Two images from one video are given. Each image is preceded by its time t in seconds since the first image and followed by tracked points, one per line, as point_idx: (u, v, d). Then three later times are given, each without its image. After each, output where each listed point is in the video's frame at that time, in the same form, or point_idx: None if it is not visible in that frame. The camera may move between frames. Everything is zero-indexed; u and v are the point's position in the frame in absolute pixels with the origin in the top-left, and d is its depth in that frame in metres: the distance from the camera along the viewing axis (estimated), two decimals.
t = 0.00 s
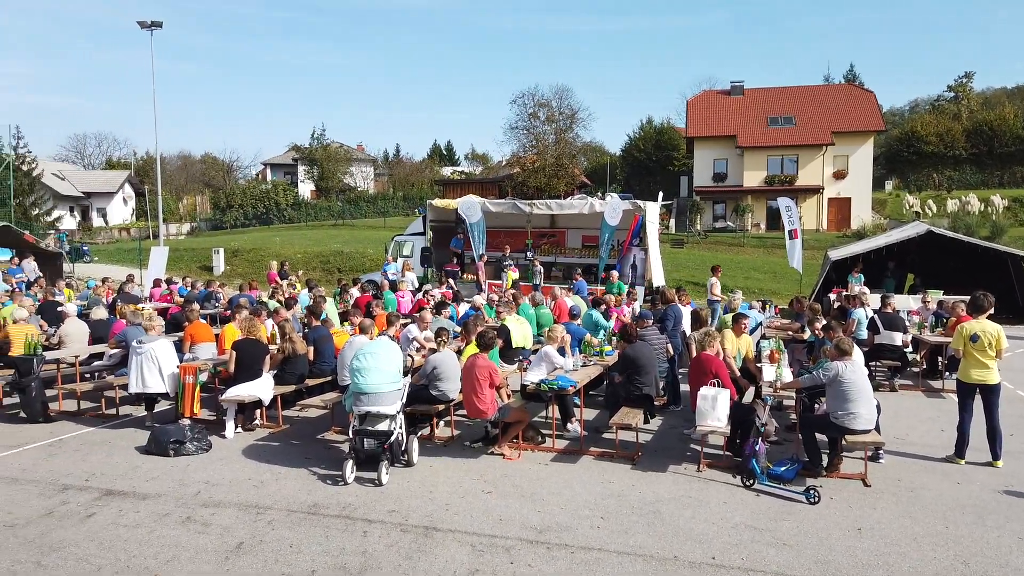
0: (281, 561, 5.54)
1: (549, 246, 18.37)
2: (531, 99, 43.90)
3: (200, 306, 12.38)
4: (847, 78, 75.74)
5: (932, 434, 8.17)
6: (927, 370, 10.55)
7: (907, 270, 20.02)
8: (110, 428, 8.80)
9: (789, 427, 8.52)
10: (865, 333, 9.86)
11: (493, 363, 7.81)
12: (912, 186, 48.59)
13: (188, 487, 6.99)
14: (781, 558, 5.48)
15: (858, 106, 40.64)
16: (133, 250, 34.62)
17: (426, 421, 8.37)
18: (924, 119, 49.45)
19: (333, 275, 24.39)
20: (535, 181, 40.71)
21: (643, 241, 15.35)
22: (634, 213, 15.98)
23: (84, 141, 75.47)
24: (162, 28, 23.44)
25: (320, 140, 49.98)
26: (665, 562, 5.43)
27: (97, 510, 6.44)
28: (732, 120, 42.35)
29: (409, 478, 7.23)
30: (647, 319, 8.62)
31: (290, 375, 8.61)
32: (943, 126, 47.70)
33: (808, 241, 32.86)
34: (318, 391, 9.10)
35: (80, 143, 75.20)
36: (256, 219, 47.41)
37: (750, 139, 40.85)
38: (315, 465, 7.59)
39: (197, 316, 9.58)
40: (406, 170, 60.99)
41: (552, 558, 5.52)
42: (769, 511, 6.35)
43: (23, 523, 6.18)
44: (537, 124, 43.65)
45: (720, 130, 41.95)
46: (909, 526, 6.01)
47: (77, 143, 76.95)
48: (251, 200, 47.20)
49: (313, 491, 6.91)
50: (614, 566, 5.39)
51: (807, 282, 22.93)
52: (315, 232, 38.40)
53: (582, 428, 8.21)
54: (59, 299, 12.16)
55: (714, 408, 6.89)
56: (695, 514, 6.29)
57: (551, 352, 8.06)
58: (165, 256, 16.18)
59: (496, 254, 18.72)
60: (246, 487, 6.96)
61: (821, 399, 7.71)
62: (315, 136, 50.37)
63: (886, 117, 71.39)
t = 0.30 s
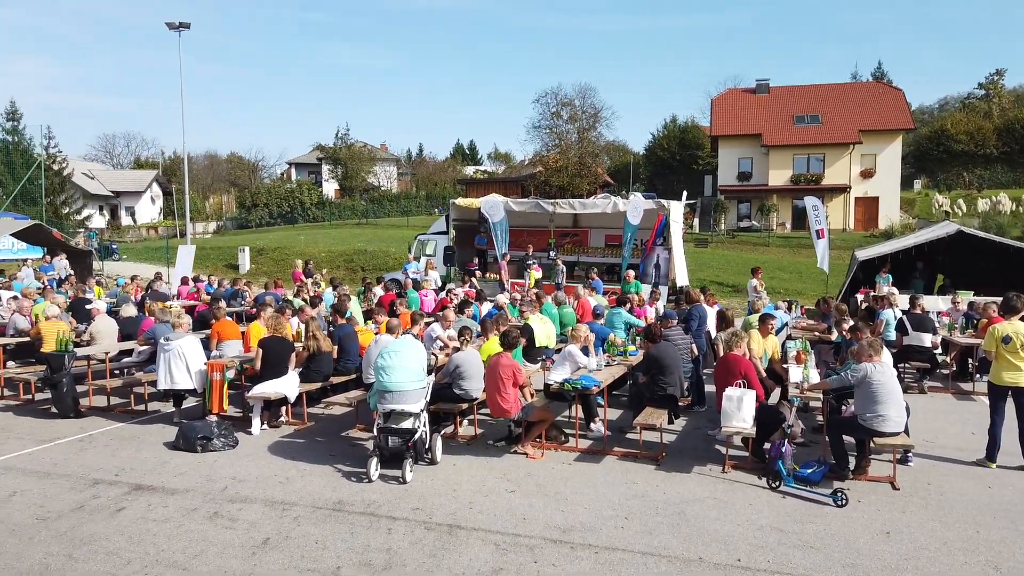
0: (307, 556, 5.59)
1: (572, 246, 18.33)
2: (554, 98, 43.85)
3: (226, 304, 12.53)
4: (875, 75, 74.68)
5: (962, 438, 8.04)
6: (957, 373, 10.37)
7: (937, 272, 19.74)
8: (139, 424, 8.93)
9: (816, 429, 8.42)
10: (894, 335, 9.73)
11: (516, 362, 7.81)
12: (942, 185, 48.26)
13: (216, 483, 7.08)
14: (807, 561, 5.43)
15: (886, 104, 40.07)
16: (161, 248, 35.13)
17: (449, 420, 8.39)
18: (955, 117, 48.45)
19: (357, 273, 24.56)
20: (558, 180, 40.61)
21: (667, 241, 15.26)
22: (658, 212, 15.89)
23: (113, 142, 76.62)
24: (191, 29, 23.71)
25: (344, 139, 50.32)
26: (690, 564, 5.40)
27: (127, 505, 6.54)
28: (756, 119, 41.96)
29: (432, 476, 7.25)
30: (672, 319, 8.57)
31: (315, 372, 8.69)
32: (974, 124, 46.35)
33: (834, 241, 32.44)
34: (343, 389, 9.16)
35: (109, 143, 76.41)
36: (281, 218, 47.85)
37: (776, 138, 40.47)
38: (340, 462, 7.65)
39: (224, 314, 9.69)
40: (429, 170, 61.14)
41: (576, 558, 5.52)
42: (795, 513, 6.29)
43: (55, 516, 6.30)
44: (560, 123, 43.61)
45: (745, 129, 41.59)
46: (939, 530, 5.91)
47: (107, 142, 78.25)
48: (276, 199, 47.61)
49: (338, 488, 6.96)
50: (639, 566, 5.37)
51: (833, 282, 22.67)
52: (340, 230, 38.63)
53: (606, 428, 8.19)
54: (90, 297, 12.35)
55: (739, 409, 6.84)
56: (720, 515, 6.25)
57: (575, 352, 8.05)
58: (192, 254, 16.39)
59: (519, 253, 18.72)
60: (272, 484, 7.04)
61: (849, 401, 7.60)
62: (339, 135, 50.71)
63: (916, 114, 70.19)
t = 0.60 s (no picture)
0: (333, 554, 5.63)
1: (595, 246, 18.27)
2: (577, 97, 43.80)
3: (252, 303, 12.67)
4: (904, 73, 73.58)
5: (994, 442, 7.89)
6: (989, 375, 10.18)
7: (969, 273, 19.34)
8: (168, 420, 9.06)
9: (844, 432, 8.32)
10: (923, 336, 9.60)
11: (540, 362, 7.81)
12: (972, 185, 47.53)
13: (243, 479, 7.16)
14: (836, 564, 5.36)
15: (915, 102, 39.50)
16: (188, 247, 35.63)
17: (472, 419, 8.41)
18: (987, 114, 47.31)
19: (381, 273, 24.71)
20: (581, 180, 40.52)
21: (691, 241, 15.15)
22: (683, 212, 15.78)
23: (142, 143, 77.82)
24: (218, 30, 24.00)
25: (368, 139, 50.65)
26: (716, 566, 5.36)
27: (156, 500, 6.64)
28: (782, 118, 41.54)
29: (457, 475, 7.27)
30: (697, 319, 8.51)
31: (340, 371, 8.75)
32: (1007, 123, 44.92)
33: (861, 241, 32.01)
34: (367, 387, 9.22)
35: (138, 143, 77.61)
36: (305, 217, 48.26)
37: (802, 137, 40.03)
38: (365, 460, 7.69)
39: (251, 312, 9.80)
40: (453, 169, 61.27)
41: (600, 559, 5.50)
42: (823, 517, 6.22)
43: (86, 511, 6.40)
44: (583, 123, 43.58)
45: (770, 128, 41.21)
46: (971, 535, 5.81)
47: (136, 143, 79.57)
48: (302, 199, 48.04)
49: (363, 486, 7.00)
50: (664, 568, 5.34)
51: (861, 283, 22.37)
52: (364, 230, 38.87)
53: (630, 429, 8.16)
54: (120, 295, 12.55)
55: (766, 411, 6.77)
56: (747, 518, 6.20)
57: (599, 352, 8.03)
58: (219, 253, 16.61)
59: (542, 253, 18.72)
60: (298, 481, 7.09)
61: (877, 404, 7.50)
62: (363, 135, 51.05)
63: (947, 112, 69.03)
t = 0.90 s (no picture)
0: (359, 550, 5.68)
1: (620, 245, 18.21)
2: (603, 96, 43.68)
3: (280, 301, 12.82)
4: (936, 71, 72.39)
5: None
6: None
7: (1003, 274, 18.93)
8: (198, 417, 9.20)
9: (874, 434, 8.21)
10: (956, 338, 9.44)
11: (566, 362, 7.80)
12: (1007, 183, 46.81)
13: (271, 475, 7.24)
14: (866, 569, 5.30)
15: (947, 100, 38.82)
16: (217, 246, 36.08)
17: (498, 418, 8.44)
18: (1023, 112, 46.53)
19: (406, 272, 24.84)
20: (606, 179, 40.39)
21: (718, 240, 15.02)
22: (709, 211, 15.66)
23: (172, 143, 79.01)
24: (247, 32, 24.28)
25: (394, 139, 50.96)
26: (742, 568, 5.33)
27: (187, 495, 6.74)
28: (810, 115, 41.04)
29: (482, 473, 7.29)
30: (724, 319, 8.45)
31: (366, 370, 8.82)
32: None
33: (892, 241, 31.54)
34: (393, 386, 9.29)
35: (168, 143, 78.82)
36: (332, 216, 48.66)
37: (831, 136, 39.53)
38: (391, 458, 7.75)
39: (279, 310, 9.91)
40: (478, 169, 61.38)
41: (627, 559, 5.49)
42: (853, 521, 6.14)
43: (120, 505, 6.53)
44: (608, 122, 43.50)
45: (798, 126, 40.74)
46: (1006, 541, 5.70)
47: (166, 142, 80.79)
48: (328, 199, 48.43)
49: (390, 483, 7.05)
50: (690, 569, 5.32)
51: (892, 283, 22.05)
52: (391, 229, 39.13)
53: (656, 430, 8.13)
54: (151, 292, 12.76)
55: (795, 413, 6.70)
56: (775, 521, 6.14)
57: (624, 352, 8.00)
58: (247, 252, 16.79)
59: (567, 252, 18.71)
60: (325, 478, 7.17)
61: (909, 407, 7.38)
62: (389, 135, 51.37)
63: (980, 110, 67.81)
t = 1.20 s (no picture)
0: (384, 549, 5.71)
1: (644, 246, 18.13)
2: (627, 96, 43.57)
3: (305, 300, 12.94)
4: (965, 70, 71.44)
5: None
6: None
7: None
8: (225, 415, 9.32)
9: (903, 438, 8.09)
10: (987, 341, 9.28)
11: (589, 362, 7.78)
12: None
13: (297, 473, 7.31)
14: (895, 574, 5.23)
15: (978, 99, 38.15)
16: (243, 246, 36.46)
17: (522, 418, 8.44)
18: None
19: (430, 272, 24.94)
20: (629, 179, 40.24)
21: (743, 241, 14.89)
22: (734, 212, 15.52)
23: (199, 143, 80.10)
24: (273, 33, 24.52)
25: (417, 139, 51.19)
26: (769, 572, 5.28)
27: (214, 492, 6.82)
28: (836, 115, 40.55)
29: (505, 474, 7.30)
30: (750, 321, 8.38)
31: (391, 369, 8.87)
32: None
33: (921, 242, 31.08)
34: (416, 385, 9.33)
35: (195, 144, 79.86)
36: (356, 216, 49.00)
37: (859, 135, 39.03)
38: (415, 457, 7.78)
39: (304, 310, 10.01)
40: (501, 169, 61.45)
41: (652, 562, 5.46)
42: (882, 525, 6.05)
43: (149, 501, 6.63)
44: (632, 122, 43.38)
45: (824, 126, 40.29)
46: None
47: (194, 143, 81.87)
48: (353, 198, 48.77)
49: (414, 483, 7.09)
50: (714, 573, 5.29)
51: (921, 285, 21.74)
52: (415, 229, 39.32)
53: (681, 431, 8.08)
54: (179, 291, 12.94)
55: (822, 415, 6.62)
56: (802, 524, 6.08)
57: (648, 353, 7.97)
58: (273, 252, 16.98)
59: (590, 252, 18.67)
60: (350, 476, 7.22)
61: (939, 410, 7.26)
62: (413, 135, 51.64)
63: (1010, 109, 66.77)
